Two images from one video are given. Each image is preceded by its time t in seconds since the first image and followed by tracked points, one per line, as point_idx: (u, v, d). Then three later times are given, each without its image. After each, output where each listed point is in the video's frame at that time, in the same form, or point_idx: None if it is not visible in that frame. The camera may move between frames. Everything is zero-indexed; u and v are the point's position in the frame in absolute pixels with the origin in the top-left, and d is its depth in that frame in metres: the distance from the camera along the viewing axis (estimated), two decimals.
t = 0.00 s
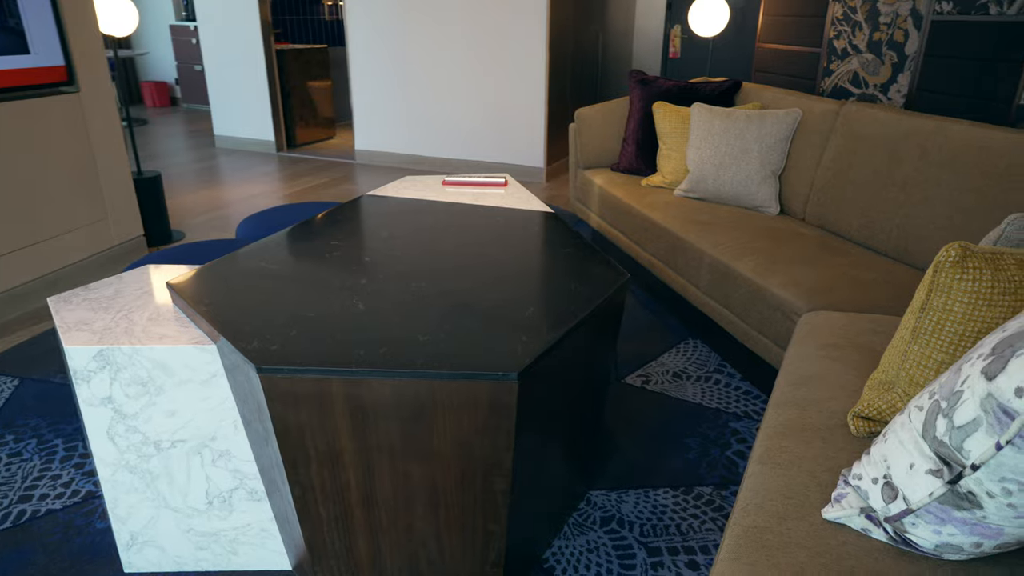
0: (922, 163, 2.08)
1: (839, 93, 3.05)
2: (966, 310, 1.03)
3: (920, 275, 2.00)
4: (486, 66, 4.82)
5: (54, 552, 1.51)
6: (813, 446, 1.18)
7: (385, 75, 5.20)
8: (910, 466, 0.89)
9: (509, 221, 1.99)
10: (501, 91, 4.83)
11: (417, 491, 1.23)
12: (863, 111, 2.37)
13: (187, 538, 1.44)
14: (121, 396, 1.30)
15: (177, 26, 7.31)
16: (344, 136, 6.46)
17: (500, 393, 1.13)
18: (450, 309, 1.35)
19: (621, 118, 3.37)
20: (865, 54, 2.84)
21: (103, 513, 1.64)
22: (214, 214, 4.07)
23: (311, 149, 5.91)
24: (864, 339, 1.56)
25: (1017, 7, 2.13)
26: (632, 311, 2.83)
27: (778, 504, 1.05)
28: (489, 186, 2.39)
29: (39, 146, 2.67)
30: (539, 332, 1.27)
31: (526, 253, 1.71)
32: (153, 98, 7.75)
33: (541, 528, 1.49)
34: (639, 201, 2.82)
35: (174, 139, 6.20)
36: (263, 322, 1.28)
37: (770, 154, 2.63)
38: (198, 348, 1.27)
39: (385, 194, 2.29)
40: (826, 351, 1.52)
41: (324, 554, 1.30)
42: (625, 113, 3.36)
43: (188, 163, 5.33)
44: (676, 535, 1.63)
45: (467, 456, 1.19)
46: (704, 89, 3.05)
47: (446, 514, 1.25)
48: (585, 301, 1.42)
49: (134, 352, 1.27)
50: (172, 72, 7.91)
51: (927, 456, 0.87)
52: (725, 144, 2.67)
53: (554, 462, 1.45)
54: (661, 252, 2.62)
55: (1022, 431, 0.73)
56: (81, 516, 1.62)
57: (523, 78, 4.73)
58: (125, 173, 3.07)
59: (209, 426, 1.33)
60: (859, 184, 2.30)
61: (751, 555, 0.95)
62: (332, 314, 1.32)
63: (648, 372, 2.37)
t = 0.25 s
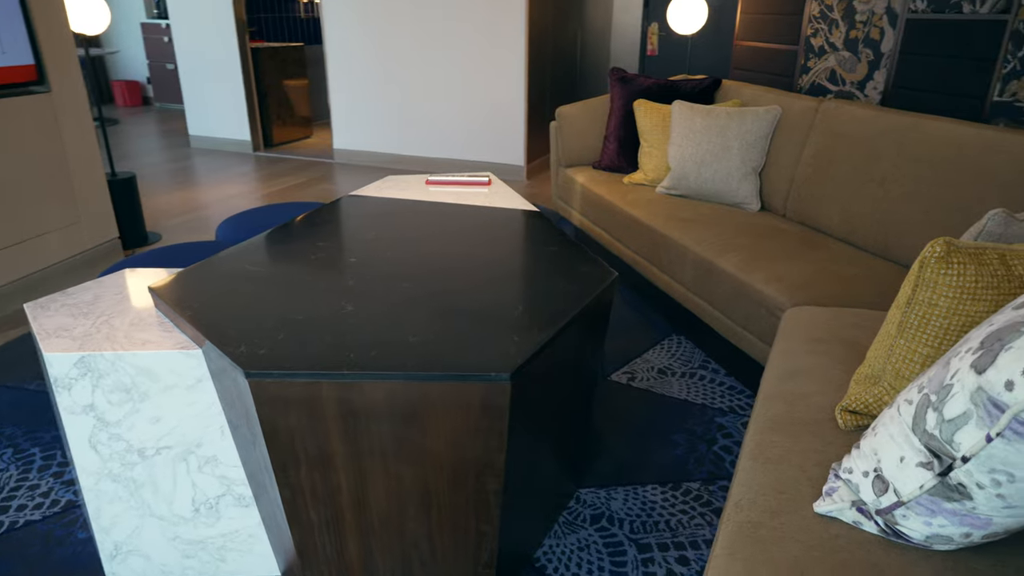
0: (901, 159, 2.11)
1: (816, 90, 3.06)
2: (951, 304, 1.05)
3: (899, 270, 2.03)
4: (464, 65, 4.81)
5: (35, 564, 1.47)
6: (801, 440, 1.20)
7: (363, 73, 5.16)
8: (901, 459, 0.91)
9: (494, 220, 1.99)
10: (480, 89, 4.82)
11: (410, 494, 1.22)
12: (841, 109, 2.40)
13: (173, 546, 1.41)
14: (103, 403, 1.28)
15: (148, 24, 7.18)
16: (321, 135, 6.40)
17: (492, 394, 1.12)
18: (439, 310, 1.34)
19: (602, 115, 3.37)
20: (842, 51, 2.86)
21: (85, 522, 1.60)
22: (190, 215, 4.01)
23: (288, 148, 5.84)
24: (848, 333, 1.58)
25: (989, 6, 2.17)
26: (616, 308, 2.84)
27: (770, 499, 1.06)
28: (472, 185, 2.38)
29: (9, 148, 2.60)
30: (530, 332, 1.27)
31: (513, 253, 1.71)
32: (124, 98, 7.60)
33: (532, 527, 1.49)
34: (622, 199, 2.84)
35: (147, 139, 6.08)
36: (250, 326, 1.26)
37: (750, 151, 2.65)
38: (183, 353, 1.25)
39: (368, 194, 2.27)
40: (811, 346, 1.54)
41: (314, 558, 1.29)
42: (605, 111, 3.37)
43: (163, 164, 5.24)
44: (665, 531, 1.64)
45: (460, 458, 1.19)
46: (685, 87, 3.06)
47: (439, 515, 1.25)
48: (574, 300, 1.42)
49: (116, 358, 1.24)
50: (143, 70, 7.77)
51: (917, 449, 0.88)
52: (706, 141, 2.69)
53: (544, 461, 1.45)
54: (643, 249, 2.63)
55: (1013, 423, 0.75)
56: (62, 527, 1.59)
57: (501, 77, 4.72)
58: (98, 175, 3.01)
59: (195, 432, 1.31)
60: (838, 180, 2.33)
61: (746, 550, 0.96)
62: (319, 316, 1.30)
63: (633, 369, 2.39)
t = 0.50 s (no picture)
0: (878, 153, 2.15)
1: (793, 85, 3.09)
2: (936, 295, 1.07)
3: (878, 262, 2.06)
4: (442, 61, 4.78)
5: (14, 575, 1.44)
6: (791, 431, 1.21)
7: (339, 70, 5.10)
8: (892, 448, 0.92)
9: (479, 217, 1.98)
10: (458, 86, 4.80)
11: (403, 494, 1.21)
12: (819, 104, 2.43)
13: (159, 552, 1.39)
14: (85, 409, 1.25)
15: (115, 21, 7.02)
16: (297, 133, 6.32)
17: (486, 392, 1.12)
18: (430, 308, 1.34)
19: (582, 111, 3.38)
20: (817, 47, 2.89)
21: (66, 530, 1.57)
22: (163, 215, 3.93)
23: (263, 146, 5.76)
24: (832, 325, 1.60)
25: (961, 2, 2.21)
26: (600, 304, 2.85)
27: (763, 490, 1.07)
28: (455, 182, 2.37)
29: None
30: (521, 329, 1.26)
31: (500, 250, 1.70)
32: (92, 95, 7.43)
33: (524, 524, 1.49)
34: (604, 195, 2.84)
35: (117, 138, 5.96)
36: (237, 327, 1.24)
37: (730, 146, 2.67)
38: (168, 356, 1.23)
39: (350, 192, 2.25)
40: (796, 338, 1.56)
41: (306, 561, 1.27)
42: (585, 107, 3.38)
43: (134, 163, 5.14)
44: (655, 524, 1.65)
45: (453, 456, 1.18)
46: (664, 83, 3.08)
47: (432, 515, 1.24)
48: (563, 297, 1.42)
49: (99, 363, 1.21)
50: (112, 68, 7.60)
51: (908, 438, 0.90)
52: (687, 136, 2.71)
53: (536, 458, 1.45)
54: (626, 244, 2.64)
55: (1003, 411, 0.76)
56: (42, 536, 1.55)
57: (479, 73, 4.71)
58: (69, 175, 2.94)
59: (181, 435, 1.29)
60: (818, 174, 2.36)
61: (742, 542, 0.97)
62: (307, 317, 1.28)
63: (619, 364, 2.40)
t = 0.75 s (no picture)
0: (856, 149, 2.18)
1: (770, 82, 3.12)
2: (922, 290, 1.08)
3: (857, 256, 2.10)
4: (418, 59, 4.75)
5: None
6: (781, 426, 1.23)
7: (313, 68, 5.03)
8: (883, 441, 0.94)
9: (463, 216, 1.97)
10: (435, 84, 4.78)
11: (395, 497, 1.20)
12: (797, 101, 2.46)
13: (144, 563, 1.36)
14: (66, 418, 1.22)
15: (81, 18, 6.85)
16: (271, 132, 6.23)
17: (479, 393, 1.12)
18: (420, 309, 1.32)
19: (562, 109, 3.38)
20: (793, 44, 2.93)
21: (45, 543, 1.53)
22: (136, 217, 3.86)
23: (237, 146, 5.67)
24: (816, 320, 1.62)
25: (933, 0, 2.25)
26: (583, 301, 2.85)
27: (756, 486, 1.08)
28: (438, 181, 2.35)
29: None
30: (512, 329, 1.26)
31: (485, 249, 1.69)
32: (57, 95, 7.25)
33: (515, 523, 1.49)
34: (585, 193, 2.85)
35: (85, 139, 5.82)
36: (223, 332, 1.21)
37: (710, 143, 2.70)
38: (152, 363, 1.20)
39: (331, 192, 2.22)
40: (782, 333, 1.57)
41: (297, 568, 1.25)
42: (564, 105, 3.38)
43: (104, 164, 5.03)
44: (645, 521, 1.66)
45: (447, 457, 1.17)
46: (643, 80, 3.10)
47: (425, 518, 1.23)
48: (552, 296, 1.42)
49: (80, 371, 1.18)
50: (77, 66, 7.41)
51: (899, 430, 0.91)
52: (667, 133, 2.72)
53: (527, 457, 1.45)
54: (609, 242, 2.65)
55: (994, 403, 0.77)
56: (20, 549, 1.51)
57: (456, 71, 4.69)
58: (38, 177, 2.86)
59: (167, 443, 1.26)
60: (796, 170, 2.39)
61: (738, 538, 0.98)
62: (294, 320, 1.26)
63: (603, 361, 2.41)
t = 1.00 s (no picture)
0: (834, 144, 2.20)
1: (748, 78, 3.14)
2: (906, 283, 1.09)
3: (837, 250, 2.11)
4: (395, 56, 4.70)
5: None
6: (768, 421, 1.23)
7: (288, 66, 4.96)
8: (871, 435, 0.94)
9: (444, 215, 1.95)
10: (412, 82, 4.74)
11: (381, 501, 1.18)
12: (775, 96, 2.48)
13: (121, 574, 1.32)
14: (37, 428, 1.18)
15: (46, 15, 6.68)
16: (246, 131, 6.13)
17: (466, 394, 1.10)
18: (403, 309, 1.30)
19: (541, 106, 3.37)
20: (770, 40, 2.94)
21: (17, 557, 1.48)
22: (107, 219, 3.77)
23: (211, 145, 5.57)
24: (799, 314, 1.63)
25: None
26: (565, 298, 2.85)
27: (745, 482, 1.08)
28: (418, 180, 2.33)
29: None
30: (498, 329, 1.24)
31: (468, 248, 1.67)
32: (23, 94, 7.06)
33: (502, 524, 1.47)
34: (566, 189, 2.84)
35: (53, 139, 5.68)
36: (202, 336, 1.18)
37: (690, 138, 2.70)
38: (127, 368, 1.16)
39: (310, 191, 2.18)
40: (766, 328, 1.58)
41: None
42: (543, 102, 3.36)
43: (74, 165, 4.91)
44: (632, 518, 1.65)
45: (433, 460, 1.15)
46: (622, 76, 3.09)
47: (411, 521, 1.21)
48: (536, 295, 1.41)
49: (51, 379, 1.14)
50: (44, 64, 7.23)
51: (887, 424, 0.91)
52: (647, 129, 2.72)
53: (513, 457, 1.44)
54: (590, 239, 2.64)
55: (983, 395, 0.78)
56: None
57: (434, 68, 4.65)
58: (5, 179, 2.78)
59: (144, 451, 1.23)
60: (775, 166, 2.41)
61: (729, 534, 0.97)
62: (275, 323, 1.23)
63: (587, 358, 2.40)
